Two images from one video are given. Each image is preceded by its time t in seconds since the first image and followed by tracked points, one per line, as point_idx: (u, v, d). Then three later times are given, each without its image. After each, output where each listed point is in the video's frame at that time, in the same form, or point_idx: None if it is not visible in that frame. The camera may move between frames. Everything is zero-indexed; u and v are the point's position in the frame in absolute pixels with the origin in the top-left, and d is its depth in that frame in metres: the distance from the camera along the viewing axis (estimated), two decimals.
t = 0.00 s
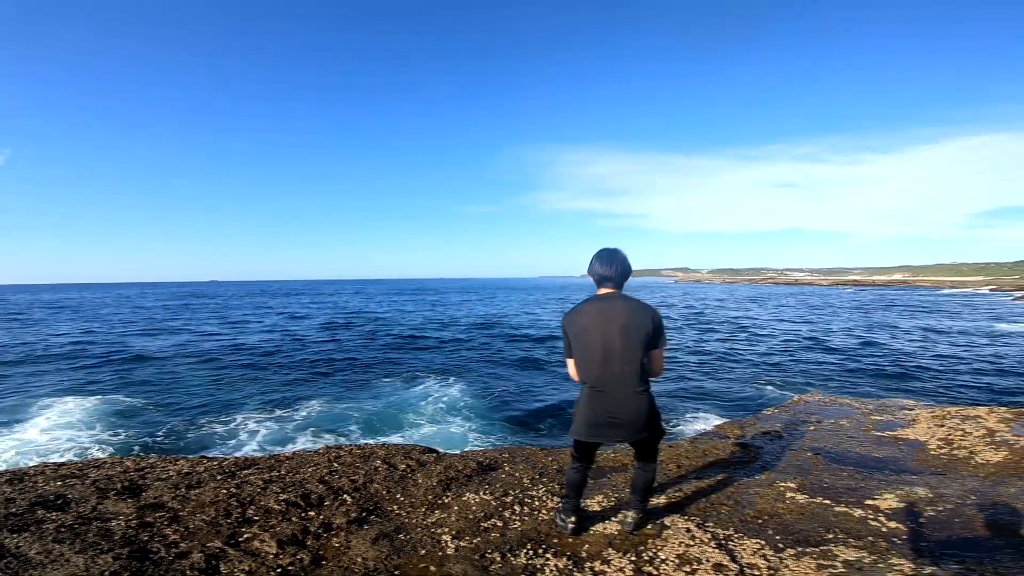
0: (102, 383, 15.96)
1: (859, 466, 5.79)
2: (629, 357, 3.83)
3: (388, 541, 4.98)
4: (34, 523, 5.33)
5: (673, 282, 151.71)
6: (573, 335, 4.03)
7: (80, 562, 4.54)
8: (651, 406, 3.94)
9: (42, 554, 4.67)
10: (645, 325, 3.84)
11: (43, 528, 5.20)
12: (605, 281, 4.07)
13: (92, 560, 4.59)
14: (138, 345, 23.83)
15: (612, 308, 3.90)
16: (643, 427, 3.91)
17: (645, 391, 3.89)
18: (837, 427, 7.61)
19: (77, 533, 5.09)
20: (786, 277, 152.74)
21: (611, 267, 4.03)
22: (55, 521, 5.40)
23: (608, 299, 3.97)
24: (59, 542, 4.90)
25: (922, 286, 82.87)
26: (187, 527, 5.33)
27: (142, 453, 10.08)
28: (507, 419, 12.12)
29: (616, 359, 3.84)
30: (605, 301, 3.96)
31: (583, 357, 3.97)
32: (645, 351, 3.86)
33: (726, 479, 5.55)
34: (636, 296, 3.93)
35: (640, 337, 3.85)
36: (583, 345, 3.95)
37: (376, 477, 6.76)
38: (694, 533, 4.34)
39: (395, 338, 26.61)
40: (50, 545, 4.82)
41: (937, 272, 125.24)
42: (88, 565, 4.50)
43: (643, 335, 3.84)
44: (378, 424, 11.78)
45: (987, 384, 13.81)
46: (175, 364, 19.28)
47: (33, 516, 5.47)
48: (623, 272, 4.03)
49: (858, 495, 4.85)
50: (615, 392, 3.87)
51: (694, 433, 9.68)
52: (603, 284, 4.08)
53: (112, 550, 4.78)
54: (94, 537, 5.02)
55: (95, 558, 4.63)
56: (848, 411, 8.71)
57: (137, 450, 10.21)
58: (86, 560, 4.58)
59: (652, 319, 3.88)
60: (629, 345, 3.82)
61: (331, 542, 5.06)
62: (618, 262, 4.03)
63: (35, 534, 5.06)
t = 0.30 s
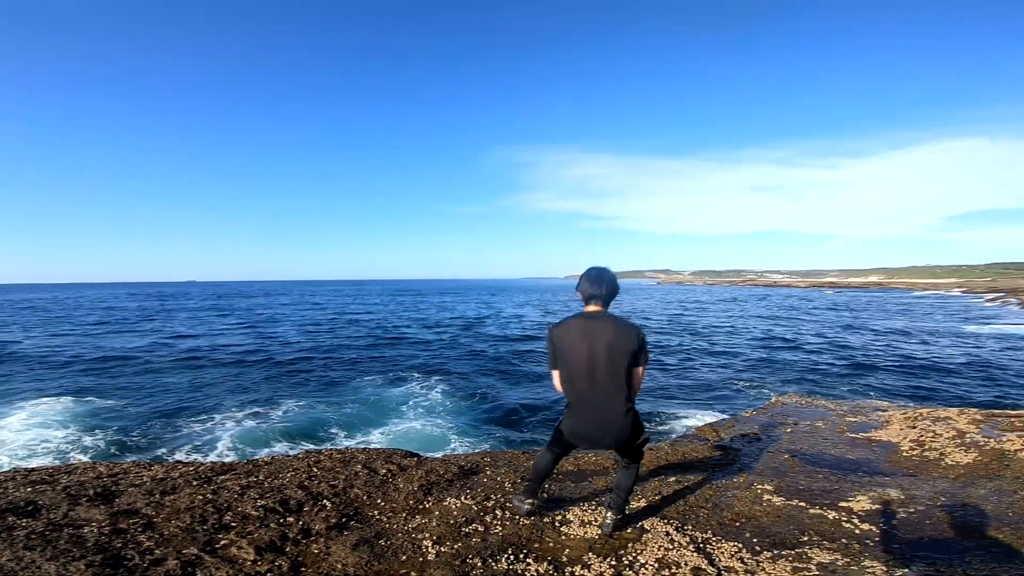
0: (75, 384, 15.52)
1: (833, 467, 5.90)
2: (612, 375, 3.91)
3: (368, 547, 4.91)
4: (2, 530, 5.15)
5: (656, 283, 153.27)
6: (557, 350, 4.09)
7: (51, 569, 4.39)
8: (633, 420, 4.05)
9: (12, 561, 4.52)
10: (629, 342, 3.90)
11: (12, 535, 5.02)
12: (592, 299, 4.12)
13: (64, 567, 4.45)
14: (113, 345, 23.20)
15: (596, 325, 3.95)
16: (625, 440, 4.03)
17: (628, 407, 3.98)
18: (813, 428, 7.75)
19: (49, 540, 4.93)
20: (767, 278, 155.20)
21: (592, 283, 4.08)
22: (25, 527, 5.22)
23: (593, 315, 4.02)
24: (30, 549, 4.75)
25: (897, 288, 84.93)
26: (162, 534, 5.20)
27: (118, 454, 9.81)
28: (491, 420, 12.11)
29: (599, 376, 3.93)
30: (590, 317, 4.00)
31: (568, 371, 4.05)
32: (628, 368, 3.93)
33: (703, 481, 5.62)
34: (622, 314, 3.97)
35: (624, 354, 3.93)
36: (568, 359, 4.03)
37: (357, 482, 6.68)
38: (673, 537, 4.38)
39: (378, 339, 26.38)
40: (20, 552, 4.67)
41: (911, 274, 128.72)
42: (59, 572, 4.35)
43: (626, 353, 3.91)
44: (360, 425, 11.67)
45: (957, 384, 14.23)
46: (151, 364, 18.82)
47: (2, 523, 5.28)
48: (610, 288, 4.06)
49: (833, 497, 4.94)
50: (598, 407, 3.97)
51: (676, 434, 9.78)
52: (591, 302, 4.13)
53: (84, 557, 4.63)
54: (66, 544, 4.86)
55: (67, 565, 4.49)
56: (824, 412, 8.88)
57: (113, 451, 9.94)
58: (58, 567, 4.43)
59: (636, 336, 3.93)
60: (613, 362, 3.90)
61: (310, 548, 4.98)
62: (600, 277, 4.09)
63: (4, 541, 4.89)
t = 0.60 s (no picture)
0: (64, 384, 15.31)
1: (829, 468, 5.95)
2: (593, 400, 4.16)
3: (366, 551, 4.90)
4: None
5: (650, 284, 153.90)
6: (542, 372, 4.35)
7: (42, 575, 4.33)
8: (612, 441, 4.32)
9: (3, 566, 4.46)
10: (611, 369, 4.10)
11: (1, 539, 4.95)
12: (577, 322, 4.27)
13: (56, 572, 4.39)
14: (102, 345, 22.90)
15: (579, 352, 4.16)
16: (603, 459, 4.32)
17: (606, 425, 4.24)
18: (808, 429, 7.82)
19: (40, 544, 4.86)
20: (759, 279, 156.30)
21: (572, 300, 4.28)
22: (15, 531, 5.14)
23: (578, 341, 4.22)
24: (21, 553, 4.69)
25: (887, 290, 85.91)
26: (155, 538, 5.14)
27: (110, 454, 9.69)
28: (487, 421, 12.10)
29: (581, 400, 4.18)
30: (574, 344, 4.20)
31: (551, 391, 4.31)
32: (609, 394, 4.16)
33: (700, 483, 5.65)
34: (604, 341, 4.15)
35: (605, 381, 4.14)
36: (551, 381, 4.28)
37: (353, 484, 6.66)
38: (672, 539, 4.40)
39: (373, 339, 26.27)
40: (11, 557, 4.61)
41: (901, 276, 130.13)
42: None
43: (608, 379, 4.13)
44: (355, 425, 11.63)
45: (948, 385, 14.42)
46: (142, 364, 18.60)
47: None
48: (593, 309, 4.20)
49: (829, 498, 4.98)
50: (579, 422, 4.24)
51: (672, 434, 9.82)
52: (575, 324, 4.29)
53: (76, 562, 4.57)
54: (58, 548, 4.80)
55: (59, 570, 4.43)
56: (818, 413, 8.97)
57: (104, 451, 9.82)
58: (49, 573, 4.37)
59: (618, 363, 4.13)
60: (594, 388, 4.13)
61: (307, 552, 4.95)
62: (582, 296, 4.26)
63: None
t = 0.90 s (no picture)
0: (65, 383, 15.29)
1: (834, 464, 6.01)
2: (597, 417, 4.22)
3: (375, 548, 4.93)
4: None
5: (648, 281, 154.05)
6: (544, 388, 4.36)
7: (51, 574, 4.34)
8: (615, 452, 4.40)
9: (11, 565, 4.47)
10: (614, 385, 4.15)
11: (9, 538, 4.97)
12: (579, 337, 4.28)
13: (65, 572, 4.40)
14: (101, 344, 22.83)
15: (582, 369, 4.18)
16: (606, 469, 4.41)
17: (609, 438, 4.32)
18: (812, 426, 7.88)
19: (47, 544, 4.88)
20: (757, 277, 156.66)
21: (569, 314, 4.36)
22: (22, 530, 5.16)
23: (581, 357, 4.25)
24: (28, 553, 4.70)
25: (885, 287, 86.16)
26: (163, 537, 5.16)
27: (113, 453, 9.69)
28: (489, 418, 12.14)
29: (585, 416, 4.23)
30: (577, 360, 4.22)
31: (555, 407, 4.34)
32: (612, 408, 4.23)
33: (706, 478, 5.70)
34: (606, 357, 4.18)
35: (608, 397, 4.19)
36: (554, 397, 4.30)
37: (359, 481, 6.69)
38: (681, 534, 4.45)
39: (373, 336, 26.29)
40: (18, 557, 4.61)
41: (898, 273, 130.50)
42: None
43: (611, 395, 4.18)
44: (358, 422, 11.67)
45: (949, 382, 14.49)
46: (142, 362, 18.58)
47: None
48: (594, 324, 4.22)
49: (836, 494, 5.03)
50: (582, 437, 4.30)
51: (675, 432, 9.88)
52: (577, 340, 4.30)
53: (85, 561, 4.59)
54: (65, 547, 4.82)
55: (67, 569, 4.45)
56: (821, 410, 9.03)
57: (107, 450, 9.82)
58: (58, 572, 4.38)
59: (622, 378, 4.17)
60: (597, 404, 4.19)
61: (316, 550, 4.98)
62: (581, 310, 4.30)
63: (1, 545, 4.83)
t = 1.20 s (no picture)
0: (77, 381, 15.50)
1: (844, 460, 6.03)
2: (607, 412, 4.27)
3: (388, 542, 5.01)
4: (18, 528, 5.21)
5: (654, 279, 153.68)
6: (554, 384, 4.39)
7: (71, 569, 4.45)
8: (624, 445, 4.47)
9: (31, 561, 4.57)
10: (624, 380, 4.20)
11: (29, 533, 5.09)
12: (589, 331, 4.30)
13: (85, 566, 4.51)
14: (112, 342, 23.12)
15: (593, 365, 4.23)
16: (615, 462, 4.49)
17: (618, 432, 4.39)
18: (821, 422, 7.89)
19: (66, 539, 4.99)
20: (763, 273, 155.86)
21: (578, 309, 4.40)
22: (41, 526, 5.29)
23: (591, 353, 4.29)
24: (47, 548, 4.81)
25: (894, 284, 85.35)
26: (179, 532, 5.27)
27: (126, 450, 9.84)
28: (497, 415, 12.22)
29: (595, 411, 4.28)
30: (587, 356, 4.26)
31: (566, 404, 4.37)
32: (622, 403, 4.29)
33: (715, 473, 5.73)
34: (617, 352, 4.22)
35: (619, 393, 4.24)
36: (565, 394, 4.33)
37: (370, 476, 6.78)
38: (692, 528, 4.49)
39: (380, 334, 26.45)
40: (37, 552, 4.72)
41: (907, 269, 129.39)
42: (81, 573, 4.41)
43: (621, 390, 4.23)
44: (367, 419, 11.79)
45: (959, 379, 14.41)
46: (152, 361, 18.80)
47: (17, 522, 5.34)
48: (606, 318, 4.25)
49: (846, 489, 5.06)
50: (593, 433, 4.35)
51: (682, 428, 9.91)
52: (587, 334, 4.32)
53: (104, 556, 4.71)
54: (84, 543, 4.93)
55: (87, 564, 4.55)
56: (830, 406, 9.03)
57: (120, 447, 9.98)
58: (78, 566, 4.50)
59: (632, 373, 4.23)
60: (608, 400, 4.24)
61: (330, 544, 5.07)
62: (590, 303, 4.33)
63: (21, 540, 4.95)
